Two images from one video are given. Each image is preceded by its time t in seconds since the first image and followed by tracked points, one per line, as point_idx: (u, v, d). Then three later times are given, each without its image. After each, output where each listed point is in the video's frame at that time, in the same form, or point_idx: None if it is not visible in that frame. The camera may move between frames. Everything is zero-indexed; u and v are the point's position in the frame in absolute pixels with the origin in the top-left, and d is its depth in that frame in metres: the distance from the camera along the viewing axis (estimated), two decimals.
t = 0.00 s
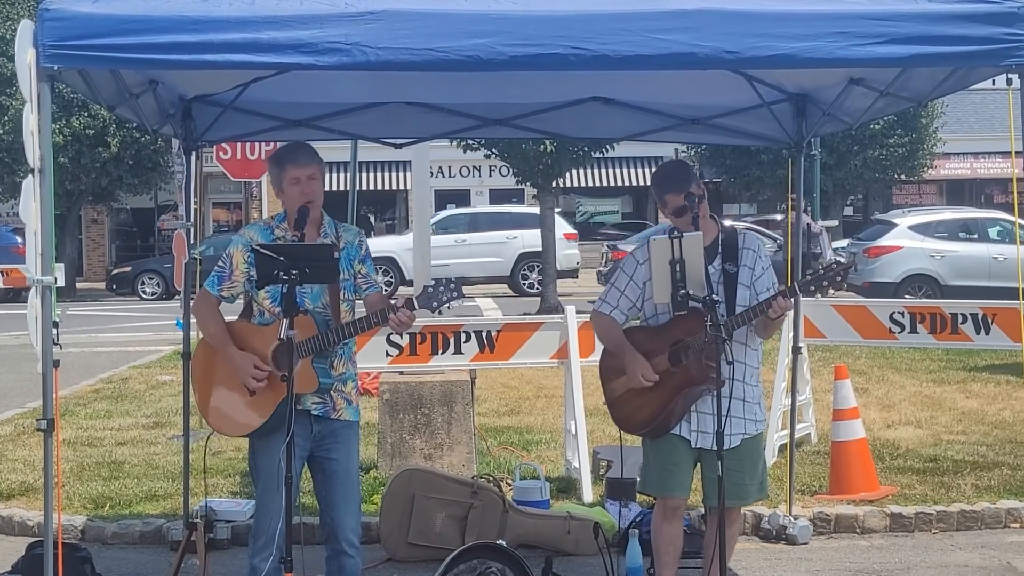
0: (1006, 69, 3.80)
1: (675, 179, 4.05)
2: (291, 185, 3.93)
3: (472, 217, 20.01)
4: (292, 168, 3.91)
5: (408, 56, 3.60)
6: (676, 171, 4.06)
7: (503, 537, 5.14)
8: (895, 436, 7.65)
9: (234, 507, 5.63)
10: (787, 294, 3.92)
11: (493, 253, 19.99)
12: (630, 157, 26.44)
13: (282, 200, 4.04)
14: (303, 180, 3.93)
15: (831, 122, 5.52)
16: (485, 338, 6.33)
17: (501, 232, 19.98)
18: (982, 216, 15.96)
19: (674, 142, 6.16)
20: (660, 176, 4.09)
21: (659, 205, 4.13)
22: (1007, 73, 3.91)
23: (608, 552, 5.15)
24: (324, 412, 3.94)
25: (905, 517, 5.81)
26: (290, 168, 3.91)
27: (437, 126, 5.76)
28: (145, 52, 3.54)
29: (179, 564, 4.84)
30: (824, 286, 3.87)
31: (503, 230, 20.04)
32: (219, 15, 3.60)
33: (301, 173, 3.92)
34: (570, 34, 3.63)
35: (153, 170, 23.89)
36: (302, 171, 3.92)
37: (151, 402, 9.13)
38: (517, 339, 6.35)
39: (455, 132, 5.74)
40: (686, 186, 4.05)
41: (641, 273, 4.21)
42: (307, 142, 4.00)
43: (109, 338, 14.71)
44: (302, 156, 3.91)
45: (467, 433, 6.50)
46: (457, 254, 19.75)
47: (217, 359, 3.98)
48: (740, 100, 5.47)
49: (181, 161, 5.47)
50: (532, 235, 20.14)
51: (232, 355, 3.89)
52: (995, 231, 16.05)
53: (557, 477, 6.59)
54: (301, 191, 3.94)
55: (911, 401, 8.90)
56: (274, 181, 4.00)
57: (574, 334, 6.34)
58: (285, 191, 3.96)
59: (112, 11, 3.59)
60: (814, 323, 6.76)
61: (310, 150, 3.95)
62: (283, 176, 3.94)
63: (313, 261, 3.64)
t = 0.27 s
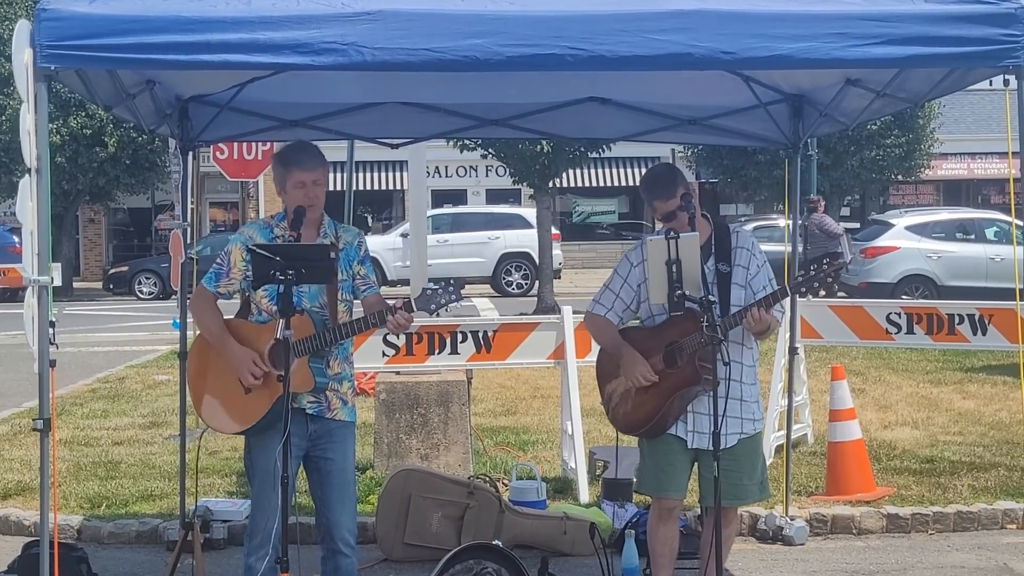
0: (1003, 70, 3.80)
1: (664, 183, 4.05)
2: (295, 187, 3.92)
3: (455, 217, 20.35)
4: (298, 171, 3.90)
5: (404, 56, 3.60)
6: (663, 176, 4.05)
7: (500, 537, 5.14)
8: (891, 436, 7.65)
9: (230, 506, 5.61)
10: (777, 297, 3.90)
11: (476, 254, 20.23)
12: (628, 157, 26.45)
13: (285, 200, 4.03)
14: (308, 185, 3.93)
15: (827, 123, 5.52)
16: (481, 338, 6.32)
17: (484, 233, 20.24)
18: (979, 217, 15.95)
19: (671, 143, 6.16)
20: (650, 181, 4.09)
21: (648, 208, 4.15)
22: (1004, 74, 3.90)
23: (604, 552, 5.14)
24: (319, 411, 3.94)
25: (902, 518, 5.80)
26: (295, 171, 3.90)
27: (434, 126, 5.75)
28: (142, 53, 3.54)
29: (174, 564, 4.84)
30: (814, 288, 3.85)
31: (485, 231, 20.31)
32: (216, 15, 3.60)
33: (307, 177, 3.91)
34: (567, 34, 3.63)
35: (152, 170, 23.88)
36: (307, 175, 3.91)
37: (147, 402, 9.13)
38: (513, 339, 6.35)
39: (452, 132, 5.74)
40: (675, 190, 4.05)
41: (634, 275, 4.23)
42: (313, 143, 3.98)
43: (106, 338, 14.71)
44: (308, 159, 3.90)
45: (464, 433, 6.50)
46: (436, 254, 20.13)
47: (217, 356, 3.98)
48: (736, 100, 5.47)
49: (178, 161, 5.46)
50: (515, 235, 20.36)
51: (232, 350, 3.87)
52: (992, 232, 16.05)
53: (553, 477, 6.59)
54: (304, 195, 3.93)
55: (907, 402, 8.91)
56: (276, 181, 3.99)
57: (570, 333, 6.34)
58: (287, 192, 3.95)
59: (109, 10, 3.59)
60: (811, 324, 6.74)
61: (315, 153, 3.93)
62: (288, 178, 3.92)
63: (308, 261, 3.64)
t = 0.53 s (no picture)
0: (1003, 70, 3.80)
1: (663, 184, 4.07)
2: (298, 196, 3.93)
3: (444, 218, 20.38)
4: (301, 179, 3.90)
5: (404, 57, 3.60)
6: (662, 179, 4.07)
7: (500, 539, 5.14)
8: (892, 437, 7.65)
9: (231, 508, 5.62)
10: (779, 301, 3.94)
11: (464, 254, 20.29)
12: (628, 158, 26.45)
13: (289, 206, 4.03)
14: (312, 194, 3.93)
15: (828, 123, 5.51)
16: (481, 340, 6.33)
17: (474, 234, 20.27)
18: (979, 217, 15.94)
19: (670, 144, 6.15)
20: (651, 185, 4.11)
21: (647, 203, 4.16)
22: (1004, 74, 3.90)
23: (605, 553, 5.15)
24: (320, 414, 3.94)
25: (903, 519, 5.80)
26: (299, 180, 3.90)
27: (434, 127, 5.75)
28: (143, 55, 3.55)
29: (175, 566, 4.84)
30: (814, 295, 3.87)
31: (475, 231, 20.34)
32: (216, 18, 3.60)
33: (310, 186, 3.91)
34: (567, 35, 3.63)
35: (152, 172, 23.89)
36: (311, 185, 3.91)
37: (148, 404, 9.14)
38: (514, 341, 6.35)
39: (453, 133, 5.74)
40: (674, 192, 4.06)
41: (633, 278, 4.23)
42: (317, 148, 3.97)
43: (107, 340, 14.71)
44: (313, 168, 3.90)
45: (465, 435, 6.50)
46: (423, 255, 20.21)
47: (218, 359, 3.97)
48: (736, 101, 5.47)
49: (178, 163, 5.46)
50: (504, 236, 20.40)
51: (233, 357, 3.87)
52: (992, 231, 16.03)
53: (554, 479, 6.58)
54: (307, 203, 3.94)
55: (908, 402, 8.90)
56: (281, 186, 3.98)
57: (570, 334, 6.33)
58: (290, 199, 3.95)
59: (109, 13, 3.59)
60: (811, 324, 6.73)
61: (320, 162, 3.93)
62: (291, 186, 3.93)
63: (308, 263, 3.63)
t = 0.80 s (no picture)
0: (1004, 71, 3.80)
1: (668, 181, 4.06)
2: (298, 195, 3.92)
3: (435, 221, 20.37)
4: (301, 177, 3.90)
5: (405, 58, 3.60)
6: (664, 175, 4.07)
7: (501, 539, 5.14)
8: (893, 438, 7.65)
9: (232, 509, 5.63)
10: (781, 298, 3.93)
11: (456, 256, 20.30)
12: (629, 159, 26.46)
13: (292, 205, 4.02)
14: (312, 191, 3.93)
15: (829, 124, 5.51)
16: (482, 340, 6.34)
17: (466, 234, 20.25)
18: (980, 218, 15.94)
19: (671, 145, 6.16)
20: (652, 182, 4.10)
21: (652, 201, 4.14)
22: (1005, 75, 3.90)
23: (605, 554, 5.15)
24: (324, 413, 3.94)
25: (903, 520, 5.80)
26: (299, 178, 3.89)
27: (435, 128, 5.75)
28: (144, 56, 3.55)
29: (176, 567, 4.84)
30: (818, 293, 3.85)
31: (467, 232, 20.32)
32: (217, 18, 3.60)
33: (310, 185, 3.91)
34: (568, 36, 3.63)
35: (152, 173, 23.89)
36: (311, 182, 3.91)
37: (148, 404, 9.15)
38: (515, 342, 6.35)
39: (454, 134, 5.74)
40: (677, 189, 4.05)
41: (635, 274, 4.24)
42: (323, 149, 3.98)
43: (107, 341, 14.72)
44: (315, 166, 3.90)
45: (465, 436, 6.50)
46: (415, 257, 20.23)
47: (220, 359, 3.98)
48: (737, 102, 5.47)
49: (179, 164, 5.46)
50: (496, 237, 20.37)
51: (236, 357, 3.89)
52: (993, 232, 16.03)
53: (555, 479, 6.58)
54: (308, 201, 3.93)
55: (908, 403, 8.90)
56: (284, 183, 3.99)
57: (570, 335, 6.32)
58: (291, 197, 3.95)
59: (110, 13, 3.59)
60: (812, 325, 6.73)
61: (323, 160, 3.92)
62: (292, 184, 3.93)
63: (308, 263, 3.64)
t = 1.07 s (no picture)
0: (1005, 74, 3.80)
1: (666, 191, 4.07)
2: (297, 185, 3.94)
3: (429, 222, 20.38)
4: (300, 169, 3.92)
5: (407, 59, 3.60)
6: (664, 186, 4.08)
7: (501, 541, 5.13)
8: (893, 440, 7.65)
9: (232, 509, 5.64)
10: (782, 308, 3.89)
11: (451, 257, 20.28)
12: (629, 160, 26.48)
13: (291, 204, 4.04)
14: (311, 184, 3.94)
15: (830, 126, 5.51)
16: (482, 341, 6.35)
17: (461, 235, 20.25)
18: (980, 220, 15.95)
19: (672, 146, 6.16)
20: (652, 191, 4.12)
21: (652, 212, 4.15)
22: (1006, 77, 3.90)
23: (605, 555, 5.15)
24: (326, 416, 3.95)
25: (903, 522, 5.81)
26: (298, 167, 3.92)
27: (436, 129, 5.76)
28: (145, 56, 3.55)
29: (175, 567, 4.84)
30: (819, 300, 3.81)
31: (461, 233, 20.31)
32: (218, 19, 3.60)
33: (308, 173, 3.92)
34: (569, 38, 3.63)
35: (153, 173, 23.90)
36: (309, 174, 3.92)
37: (148, 404, 9.15)
38: (515, 343, 6.35)
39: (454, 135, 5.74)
40: (676, 198, 4.06)
41: (635, 279, 4.23)
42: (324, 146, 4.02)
43: (107, 341, 14.72)
44: (313, 157, 3.93)
45: (465, 436, 6.51)
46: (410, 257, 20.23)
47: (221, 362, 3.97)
48: (738, 104, 5.47)
49: (179, 164, 5.46)
50: (491, 239, 20.36)
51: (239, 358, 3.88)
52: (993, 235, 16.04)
53: (555, 480, 6.58)
54: (306, 192, 3.94)
55: (909, 405, 8.90)
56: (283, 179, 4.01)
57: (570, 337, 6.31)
58: (291, 192, 3.97)
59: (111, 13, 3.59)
60: (812, 327, 6.75)
61: (320, 154, 3.95)
62: (291, 176, 3.95)
63: (308, 263, 3.64)
